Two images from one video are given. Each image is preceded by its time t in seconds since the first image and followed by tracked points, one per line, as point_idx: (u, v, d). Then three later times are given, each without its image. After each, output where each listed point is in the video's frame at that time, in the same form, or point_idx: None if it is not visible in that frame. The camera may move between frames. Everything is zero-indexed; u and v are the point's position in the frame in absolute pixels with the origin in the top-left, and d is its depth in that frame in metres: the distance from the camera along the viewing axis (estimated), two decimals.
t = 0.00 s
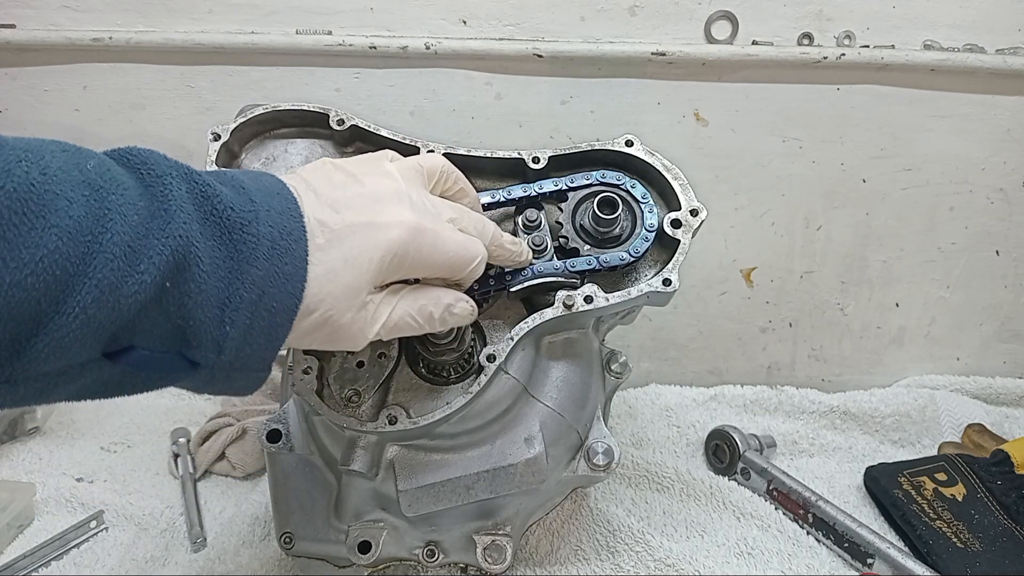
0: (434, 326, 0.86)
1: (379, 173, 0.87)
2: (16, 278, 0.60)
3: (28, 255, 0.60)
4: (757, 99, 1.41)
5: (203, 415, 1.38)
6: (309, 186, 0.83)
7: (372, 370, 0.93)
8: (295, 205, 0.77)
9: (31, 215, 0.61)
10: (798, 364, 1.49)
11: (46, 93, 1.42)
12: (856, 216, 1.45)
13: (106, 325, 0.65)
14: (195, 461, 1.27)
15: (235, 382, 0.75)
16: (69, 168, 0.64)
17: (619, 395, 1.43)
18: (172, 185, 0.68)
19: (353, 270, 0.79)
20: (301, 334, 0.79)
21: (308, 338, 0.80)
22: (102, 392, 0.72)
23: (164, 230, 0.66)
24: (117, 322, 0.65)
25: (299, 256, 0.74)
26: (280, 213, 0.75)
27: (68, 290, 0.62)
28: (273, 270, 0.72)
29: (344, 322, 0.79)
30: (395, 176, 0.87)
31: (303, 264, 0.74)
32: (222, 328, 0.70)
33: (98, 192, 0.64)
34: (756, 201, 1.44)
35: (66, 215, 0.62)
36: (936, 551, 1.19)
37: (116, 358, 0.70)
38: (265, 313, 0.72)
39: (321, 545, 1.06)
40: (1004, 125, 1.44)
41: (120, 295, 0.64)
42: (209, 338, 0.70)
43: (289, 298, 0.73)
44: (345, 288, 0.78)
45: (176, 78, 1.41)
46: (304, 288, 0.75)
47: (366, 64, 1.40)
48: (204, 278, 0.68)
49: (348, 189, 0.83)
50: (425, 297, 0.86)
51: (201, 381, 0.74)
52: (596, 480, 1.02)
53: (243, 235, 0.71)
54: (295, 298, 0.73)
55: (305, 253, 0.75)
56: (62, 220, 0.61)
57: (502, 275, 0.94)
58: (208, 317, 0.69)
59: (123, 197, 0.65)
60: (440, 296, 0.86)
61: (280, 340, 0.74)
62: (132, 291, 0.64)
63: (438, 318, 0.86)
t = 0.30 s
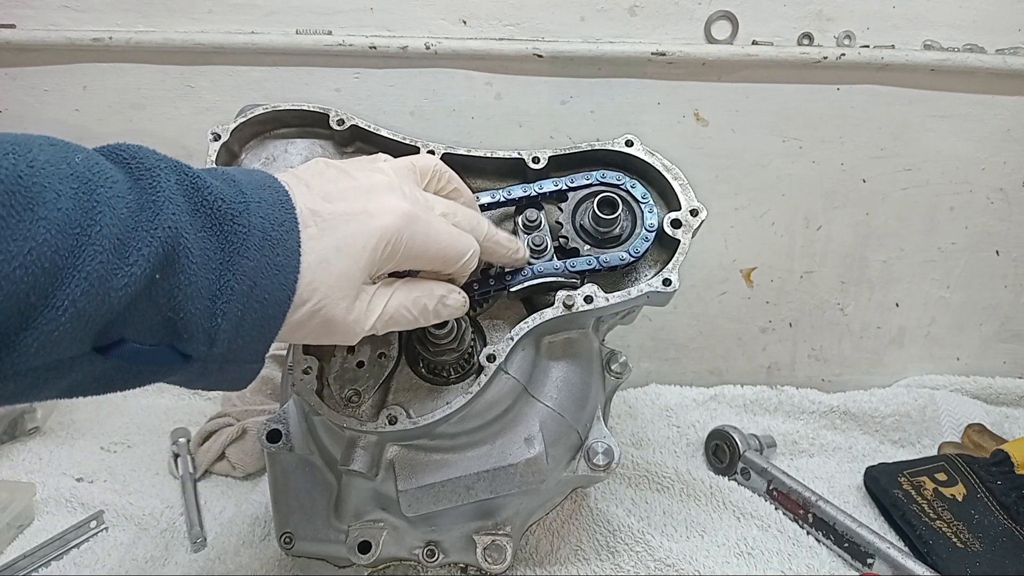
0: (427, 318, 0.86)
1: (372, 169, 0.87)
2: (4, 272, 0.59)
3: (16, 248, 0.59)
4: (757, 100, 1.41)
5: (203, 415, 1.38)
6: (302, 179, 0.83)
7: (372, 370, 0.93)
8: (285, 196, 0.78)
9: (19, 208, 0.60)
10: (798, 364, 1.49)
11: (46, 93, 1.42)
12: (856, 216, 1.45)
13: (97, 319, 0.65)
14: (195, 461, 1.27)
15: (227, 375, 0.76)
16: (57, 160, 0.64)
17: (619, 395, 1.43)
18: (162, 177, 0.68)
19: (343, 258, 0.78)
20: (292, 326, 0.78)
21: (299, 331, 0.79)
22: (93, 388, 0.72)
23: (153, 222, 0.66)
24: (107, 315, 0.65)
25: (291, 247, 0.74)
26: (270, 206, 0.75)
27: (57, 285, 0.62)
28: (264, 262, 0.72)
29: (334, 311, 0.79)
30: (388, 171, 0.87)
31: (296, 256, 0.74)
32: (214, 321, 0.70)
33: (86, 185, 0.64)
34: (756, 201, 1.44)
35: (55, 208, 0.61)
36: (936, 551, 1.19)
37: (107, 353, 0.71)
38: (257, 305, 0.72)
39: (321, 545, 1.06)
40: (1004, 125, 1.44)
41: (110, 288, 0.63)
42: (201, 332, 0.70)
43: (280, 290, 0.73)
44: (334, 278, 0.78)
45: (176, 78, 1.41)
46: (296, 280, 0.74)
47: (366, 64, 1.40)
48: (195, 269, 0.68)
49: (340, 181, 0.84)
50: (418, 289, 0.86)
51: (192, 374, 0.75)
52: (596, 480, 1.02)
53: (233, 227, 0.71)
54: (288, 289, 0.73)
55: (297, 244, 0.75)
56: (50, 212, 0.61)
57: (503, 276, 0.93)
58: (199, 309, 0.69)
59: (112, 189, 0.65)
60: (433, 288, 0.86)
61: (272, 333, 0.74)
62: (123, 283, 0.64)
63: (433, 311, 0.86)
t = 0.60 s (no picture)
0: (437, 317, 0.86)
1: (378, 165, 0.87)
2: (9, 260, 0.59)
3: (21, 237, 0.59)
4: (757, 100, 1.41)
5: (203, 415, 1.38)
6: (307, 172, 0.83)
7: (372, 369, 0.93)
8: (295, 192, 0.77)
9: (25, 197, 0.60)
10: (798, 364, 1.49)
11: (46, 93, 1.42)
12: (856, 216, 1.45)
13: (101, 310, 0.64)
14: (195, 461, 1.27)
15: (233, 371, 0.75)
16: (63, 149, 0.63)
17: (619, 395, 1.43)
18: (170, 168, 0.68)
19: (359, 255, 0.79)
20: (301, 320, 0.78)
21: (307, 326, 0.79)
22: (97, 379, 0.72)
23: (160, 214, 0.65)
24: (112, 306, 0.65)
25: (301, 244, 0.74)
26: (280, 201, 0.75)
27: (61, 275, 0.62)
28: (272, 257, 0.72)
29: (346, 307, 0.79)
30: (395, 167, 0.87)
31: (304, 252, 0.74)
32: (220, 315, 0.70)
33: (92, 174, 0.63)
34: (756, 201, 1.44)
35: (61, 197, 0.61)
36: (936, 550, 1.19)
37: (112, 345, 0.70)
38: (264, 301, 0.71)
39: (321, 545, 1.06)
40: (1004, 125, 1.44)
41: (114, 279, 0.63)
42: (206, 325, 0.70)
43: (288, 286, 0.72)
44: (349, 273, 0.78)
45: (176, 78, 1.41)
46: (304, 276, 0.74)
47: (366, 64, 1.40)
48: (202, 263, 0.68)
49: (348, 178, 0.84)
50: (427, 287, 0.86)
51: (198, 368, 0.74)
52: (596, 480, 1.02)
53: (242, 221, 0.70)
54: (296, 286, 0.73)
55: (307, 241, 0.75)
56: (55, 201, 0.60)
57: (503, 276, 0.93)
58: (207, 303, 0.69)
59: (118, 179, 0.64)
60: (442, 287, 0.86)
61: (279, 328, 0.74)
62: (129, 275, 0.64)
63: (440, 312, 0.86)
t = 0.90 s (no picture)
0: (457, 281, 0.86)
1: (387, 135, 0.88)
2: (28, 234, 0.57)
3: (40, 210, 0.58)
4: (757, 100, 1.41)
5: (203, 415, 1.38)
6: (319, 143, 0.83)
7: (372, 370, 0.93)
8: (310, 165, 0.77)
9: (41, 170, 0.58)
10: (798, 364, 1.49)
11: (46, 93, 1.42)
12: (856, 216, 1.45)
13: (122, 282, 0.63)
14: (195, 461, 1.27)
15: (255, 347, 0.75)
16: (78, 123, 0.62)
17: (619, 395, 1.43)
18: (186, 142, 0.67)
19: (381, 215, 0.79)
20: (328, 288, 0.77)
21: (333, 294, 0.78)
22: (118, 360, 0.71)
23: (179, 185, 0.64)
24: (134, 280, 0.64)
25: (317, 214, 0.72)
26: (297, 173, 0.74)
27: (82, 248, 0.60)
28: (292, 228, 0.71)
29: (373, 270, 0.78)
30: (403, 137, 0.88)
31: (323, 223, 0.73)
32: (243, 286, 0.69)
33: (108, 147, 0.62)
34: (756, 201, 1.44)
35: (79, 169, 0.59)
36: (936, 551, 1.19)
37: (133, 322, 0.69)
38: (286, 272, 0.70)
39: (321, 546, 1.06)
40: (1004, 126, 1.44)
41: (136, 251, 0.62)
42: (228, 297, 0.69)
43: (309, 258, 0.71)
44: (373, 233, 0.77)
45: (176, 78, 1.41)
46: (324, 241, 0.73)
47: (365, 64, 1.40)
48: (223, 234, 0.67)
49: (360, 146, 0.84)
50: (447, 252, 0.86)
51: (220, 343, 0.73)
52: (596, 480, 1.02)
53: (260, 192, 0.70)
54: (316, 257, 0.72)
55: (324, 211, 0.74)
56: (74, 173, 0.59)
57: (503, 276, 0.94)
58: (227, 274, 0.68)
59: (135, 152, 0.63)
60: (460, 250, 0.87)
61: (303, 299, 0.72)
62: (148, 247, 0.62)
63: (461, 275, 0.86)
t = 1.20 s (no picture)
0: (467, 291, 0.87)
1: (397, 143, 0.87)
2: (32, 246, 0.57)
3: (45, 222, 0.57)
4: (757, 100, 1.41)
5: (203, 415, 1.38)
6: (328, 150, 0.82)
7: (372, 370, 0.93)
8: (321, 174, 0.75)
9: (44, 181, 0.58)
10: (798, 364, 1.49)
11: (46, 92, 1.42)
12: (856, 216, 1.45)
13: (129, 294, 0.62)
14: (195, 461, 1.27)
15: (264, 360, 0.73)
16: (84, 134, 0.61)
17: (619, 395, 1.43)
18: (195, 151, 0.66)
19: (392, 229, 0.78)
20: (339, 299, 0.76)
21: (344, 305, 0.77)
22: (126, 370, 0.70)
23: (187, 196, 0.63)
24: (141, 291, 0.63)
25: (326, 224, 0.71)
26: (307, 181, 0.72)
27: (89, 259, 0.59)
28: (302, 238, 0.69)
29: (384, 282, 0.78)
30: (413, 145, 0.87)
31: (332, 233, 0.71)
32: (252, 299, 0.67)
33: (115, 157, 0.61)
34: (756, 201, 1.44)
35: (83, 180, 0.59)
36: (936, 551, 1.19)
37: (142, 332, 0.68)
38: (295, 283, 0.69)
39: (321, 546, 1.06)
40: (1004, 126, 1.44)
41: (142, 263, 0.61)
42: (237, 308, 0.67)
43: (317, 268, 0.70)
44: (384, 247, 0.77)
45: (176, 78, 1.41)
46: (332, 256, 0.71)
47: (365, 64, 1.40)
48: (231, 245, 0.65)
49: (369, 153, 0.83)
50: (457, 261, 0.86)
51: (230, 356, 0.71)
52: (596, 480, 1.02)
53: (269, 202, 0.68)
54: (326, 268, 0.70)
55: (333, 220, 0.72)
56: (79, 185, 0.58)
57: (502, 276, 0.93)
58: (235, 287, 0.67)
59: (141, 162, 0.62)
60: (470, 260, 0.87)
61: (310, 312, 0.71)
62: (155, 259, 0.61)
63: (470, 286, 0.87)
